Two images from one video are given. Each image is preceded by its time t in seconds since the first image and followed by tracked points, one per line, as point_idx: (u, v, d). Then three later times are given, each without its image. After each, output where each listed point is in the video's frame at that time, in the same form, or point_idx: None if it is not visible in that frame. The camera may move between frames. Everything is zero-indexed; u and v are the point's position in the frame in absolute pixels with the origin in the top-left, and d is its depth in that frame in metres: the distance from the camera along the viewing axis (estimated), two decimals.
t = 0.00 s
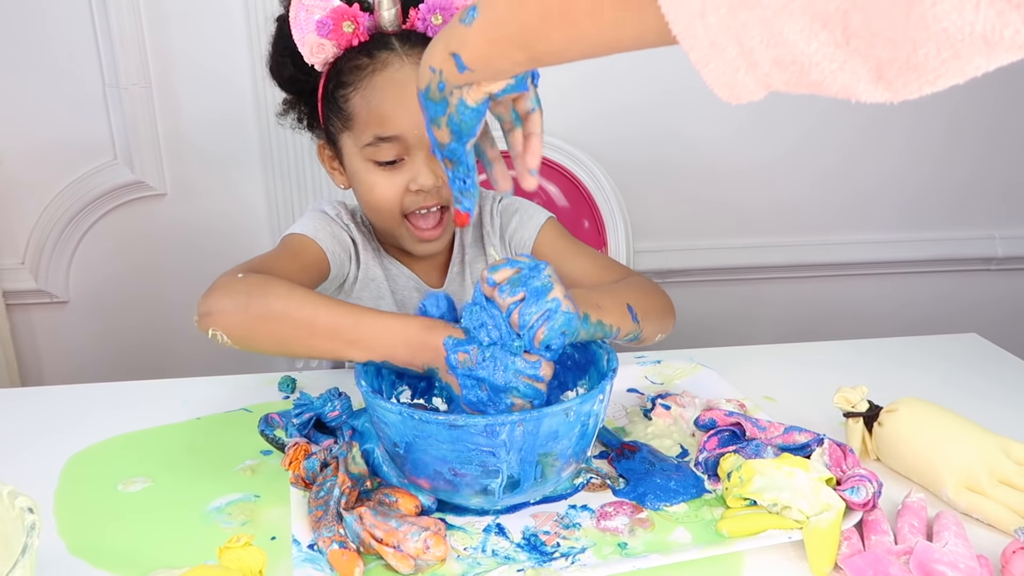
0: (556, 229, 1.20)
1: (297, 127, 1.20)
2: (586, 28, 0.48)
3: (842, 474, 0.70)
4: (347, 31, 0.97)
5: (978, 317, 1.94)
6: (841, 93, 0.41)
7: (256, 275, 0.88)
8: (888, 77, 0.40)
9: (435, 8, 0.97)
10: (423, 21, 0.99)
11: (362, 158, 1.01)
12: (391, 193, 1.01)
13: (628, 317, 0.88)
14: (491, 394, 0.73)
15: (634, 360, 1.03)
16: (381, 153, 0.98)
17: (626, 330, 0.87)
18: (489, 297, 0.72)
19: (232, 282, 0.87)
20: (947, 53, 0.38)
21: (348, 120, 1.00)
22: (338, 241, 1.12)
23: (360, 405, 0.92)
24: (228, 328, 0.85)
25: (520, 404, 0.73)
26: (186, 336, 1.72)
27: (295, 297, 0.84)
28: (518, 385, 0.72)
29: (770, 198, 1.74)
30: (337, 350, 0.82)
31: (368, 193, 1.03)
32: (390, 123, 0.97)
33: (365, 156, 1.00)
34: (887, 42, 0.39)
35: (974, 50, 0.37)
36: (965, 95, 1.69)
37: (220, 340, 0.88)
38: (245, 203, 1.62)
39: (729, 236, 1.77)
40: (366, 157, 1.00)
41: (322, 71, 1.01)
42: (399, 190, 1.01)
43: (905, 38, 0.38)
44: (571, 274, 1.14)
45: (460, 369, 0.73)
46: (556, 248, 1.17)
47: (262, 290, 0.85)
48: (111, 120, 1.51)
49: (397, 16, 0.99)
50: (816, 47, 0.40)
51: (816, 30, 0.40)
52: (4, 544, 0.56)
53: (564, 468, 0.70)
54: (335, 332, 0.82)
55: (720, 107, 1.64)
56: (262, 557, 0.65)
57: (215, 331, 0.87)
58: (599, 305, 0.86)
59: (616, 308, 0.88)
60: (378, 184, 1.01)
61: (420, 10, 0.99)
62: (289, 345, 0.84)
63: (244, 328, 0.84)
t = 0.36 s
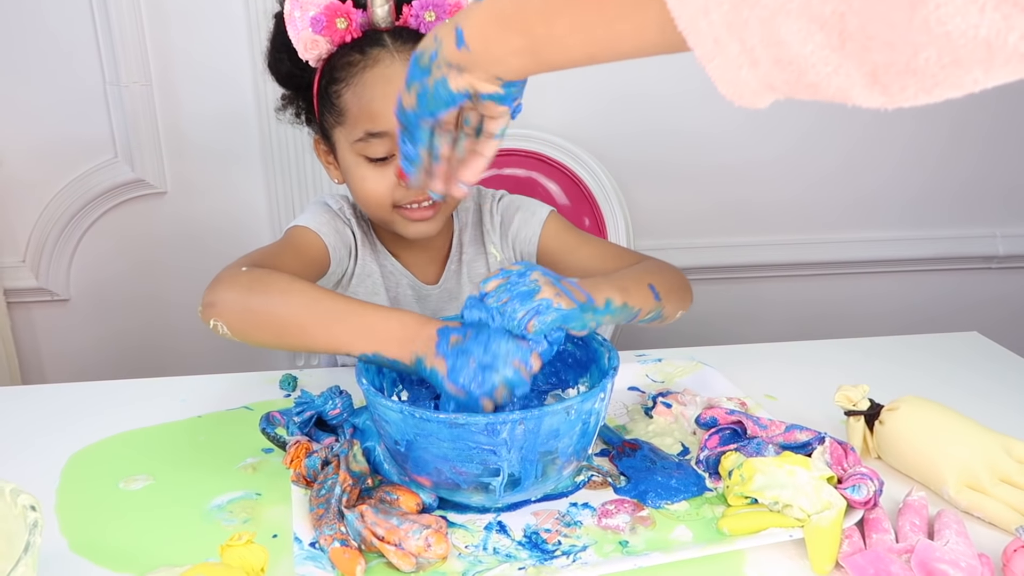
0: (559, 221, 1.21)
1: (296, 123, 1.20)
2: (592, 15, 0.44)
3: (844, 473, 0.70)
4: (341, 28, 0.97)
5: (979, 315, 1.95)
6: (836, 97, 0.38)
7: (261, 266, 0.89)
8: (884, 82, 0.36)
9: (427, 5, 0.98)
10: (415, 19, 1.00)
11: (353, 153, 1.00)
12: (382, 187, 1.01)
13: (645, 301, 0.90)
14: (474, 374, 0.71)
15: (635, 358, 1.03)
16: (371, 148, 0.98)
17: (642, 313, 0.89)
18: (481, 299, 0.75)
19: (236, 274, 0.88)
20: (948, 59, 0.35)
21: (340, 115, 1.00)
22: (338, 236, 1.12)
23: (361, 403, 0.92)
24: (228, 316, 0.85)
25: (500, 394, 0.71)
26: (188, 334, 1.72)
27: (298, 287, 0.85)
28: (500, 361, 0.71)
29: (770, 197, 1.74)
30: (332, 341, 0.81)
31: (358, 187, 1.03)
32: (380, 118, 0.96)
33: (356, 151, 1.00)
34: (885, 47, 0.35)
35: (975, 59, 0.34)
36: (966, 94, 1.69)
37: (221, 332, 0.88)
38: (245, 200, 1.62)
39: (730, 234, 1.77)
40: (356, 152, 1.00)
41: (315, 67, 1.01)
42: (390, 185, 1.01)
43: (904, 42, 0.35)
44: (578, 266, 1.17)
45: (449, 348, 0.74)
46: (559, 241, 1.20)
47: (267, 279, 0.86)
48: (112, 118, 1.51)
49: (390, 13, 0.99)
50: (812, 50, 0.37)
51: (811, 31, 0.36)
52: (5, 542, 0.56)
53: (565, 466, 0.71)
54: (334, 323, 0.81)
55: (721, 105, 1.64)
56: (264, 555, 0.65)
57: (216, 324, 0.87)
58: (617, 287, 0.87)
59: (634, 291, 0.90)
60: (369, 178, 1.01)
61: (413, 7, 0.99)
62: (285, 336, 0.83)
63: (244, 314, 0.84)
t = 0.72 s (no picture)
0: (578, 220, 1.21)
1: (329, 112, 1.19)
2: None
3: (842, 473, 0.70)
4: (380, 25, 0.95)
5: (979, 315, 1.95)
6: None
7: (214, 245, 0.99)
8: None
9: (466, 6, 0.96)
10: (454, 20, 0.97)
11: (384, 147, 1.01)
12: (410, 182, 1.03)
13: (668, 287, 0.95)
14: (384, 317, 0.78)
15: (634, 358, 1.03)
16: (403, 145, 0.98)
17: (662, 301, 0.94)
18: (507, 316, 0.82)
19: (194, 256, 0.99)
20: None
21: (374, 110, 1.00)
22: (345, 229, 1.16)
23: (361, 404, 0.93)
24: (181, 288, 0.96)
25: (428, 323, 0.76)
26: (188, 334, 1.72)
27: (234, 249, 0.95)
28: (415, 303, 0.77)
29: (770, 196, 1.74)
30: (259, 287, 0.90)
31: (387, 181, 1.05)
32: (413, 117, 0.96)
33: (388, 146, 1.01)
34: None
35: None
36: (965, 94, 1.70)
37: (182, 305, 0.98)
38: (245, 201, 1.62)
39: (730, 233, 1.77)
40: (388, 147, 1.01)
41: (353, 61, 1.00)
42: (418, 181, 1.02)
43: None
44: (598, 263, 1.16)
45: (383, 290, 0.79)
46: (578, 238, 1.19)
47: (210, 252, 0.97)
48: (113, 119, 1.51)
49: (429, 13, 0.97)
50: None
51: None
52: (6, 543, 0.56)
53: (564, 467, 0.71)
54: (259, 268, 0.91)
55: (721, 105, 1.64)
56: (263, 555, 0.65)
57: (176, 298, 0.97)
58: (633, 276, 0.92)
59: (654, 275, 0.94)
60: (398, 173, 1.03)
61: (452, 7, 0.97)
62: (222, 294, 0.93)
63: (194, 280, 0.95)
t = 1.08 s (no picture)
0: (556, 201, 1.18)
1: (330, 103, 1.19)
2: None
3: (840, 466, 0.69)
4: (384, 20, 0.97)
5: (980, 311, 1.94)
6: None
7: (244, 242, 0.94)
8: None
9: (469, 7, 0.98)
10: (457, 20, 0.99)
11: (379, 140, 1.01)
12: (403, 177, 1.02)
13: (655, 271, 0.94)
14: (394, 383, 0.77)
15: (632, 353, 1.03)
16: (398, 139, 0.98)
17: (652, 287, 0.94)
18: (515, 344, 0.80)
19: (221, 246, 0.93)
20: None
21: (372, 103, 1.00)
22: (347, 223, 1.15)
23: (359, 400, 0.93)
24: (208, 281, 0.90)
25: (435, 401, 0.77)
26: (187, 334, 1.72)
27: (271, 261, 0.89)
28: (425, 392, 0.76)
29: (769, 192, 1.75)
30: (298, 314, 0.84)
31: (380, 174, 1.04)
32: (410, 112, 0.96)
33: (383, 139, 1.01)
34: None
35: None
36: (961, 89, 1.70)
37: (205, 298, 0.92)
38: (244, 199, 1.62)
39: (729, 229, 1.77)
40: (383, 140, 1.00)
41: (356, 53, 1.01)
42: (411, 175, 1.01)
43: None
44: (574, 243, 1.12)
45: (408, 354, 0.77)
46: (555, 218, 1.15)
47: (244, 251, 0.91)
48: (110, 118, 1.51)
49: (434, 12, 0.99)
50: None
51: None
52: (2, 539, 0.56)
53: (561, 461, 0.71)
54: (300, 292, 0.85)
55: (719, 100, 1.64)
56: (260, 550, 0.64)
57: (199, 289, 0.91)
58: (615, 283, 0.88)
59: (639, 268, 0.92)
60: (391, 167, 1.02)
61: (457, 8, 0.99)
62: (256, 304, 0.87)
63: (224, 278, 0.89)
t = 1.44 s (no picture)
0: (552, 185, 1.20)
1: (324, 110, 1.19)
2: None
3: (845, 462, 0.70)
4: (379, 27, 0.96)
5: (982, 307, 1.95)
6: None
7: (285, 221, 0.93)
8: None
9: (463, 7, 0.98)
10: (451, 21, 0.99)
11: (385, 150, 1.01)
12: (412, 185, 1.03)
13: (646, 255, 0.93)
14: (432, 371, 0.78)
15: (637, 348, 1.03)
16: (404, 149, 0.99)
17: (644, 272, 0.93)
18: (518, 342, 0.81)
19: (257, 224, 0.91)
20: None
21: (374, 114, 1.00)
22: (361, 206, 1.15)
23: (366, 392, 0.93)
24: (249, 261, 0.87)
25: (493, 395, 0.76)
26: (191, 325, 1.73)
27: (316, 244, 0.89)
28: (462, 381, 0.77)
29: (772, 188, 1.75)
30: (340, 300, 0.84)
31: (388, 182, 1.05)
32: (414, 121, 0.96)
33: (389, 150, 1.01)
34: None
35: None
36: (965, 86, 1.70)
37: (235, 274, 0.90)
38: (249, 192, 1.62)
39: (732, 224, 1.77)
40: (389, 150, 1.00)
41: (352, 63, 1.00)
42: (420, 183, 1.02)
43: None
44: (570, 224, 1.12)
45: (452, 347, 0.78)
46: (550, 201, 1.17)
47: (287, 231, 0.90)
48: (115, 110, 1.51)
49: (428, 15, 0.97)
50: None
51: None
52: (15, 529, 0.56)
53: (569, 456, 0.71)
54: (345, 282, 0.85)
55: (723, 95, 1.64)
56: (271, 542, 0.65)
57: (231, 264, 0.89)
58: (604, 279, 0.87)
59: (628, 255, 0.91)
60: (399, 176, 1.03)
61: (449, 8, 0.98)
62: (298, 289, 0.86)
63: (268, 258, 0.87)
